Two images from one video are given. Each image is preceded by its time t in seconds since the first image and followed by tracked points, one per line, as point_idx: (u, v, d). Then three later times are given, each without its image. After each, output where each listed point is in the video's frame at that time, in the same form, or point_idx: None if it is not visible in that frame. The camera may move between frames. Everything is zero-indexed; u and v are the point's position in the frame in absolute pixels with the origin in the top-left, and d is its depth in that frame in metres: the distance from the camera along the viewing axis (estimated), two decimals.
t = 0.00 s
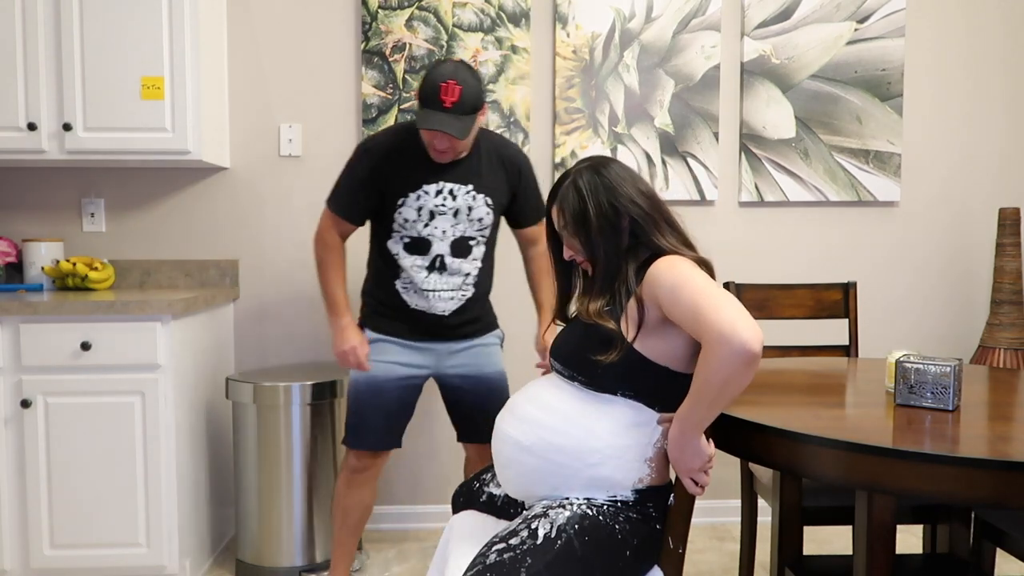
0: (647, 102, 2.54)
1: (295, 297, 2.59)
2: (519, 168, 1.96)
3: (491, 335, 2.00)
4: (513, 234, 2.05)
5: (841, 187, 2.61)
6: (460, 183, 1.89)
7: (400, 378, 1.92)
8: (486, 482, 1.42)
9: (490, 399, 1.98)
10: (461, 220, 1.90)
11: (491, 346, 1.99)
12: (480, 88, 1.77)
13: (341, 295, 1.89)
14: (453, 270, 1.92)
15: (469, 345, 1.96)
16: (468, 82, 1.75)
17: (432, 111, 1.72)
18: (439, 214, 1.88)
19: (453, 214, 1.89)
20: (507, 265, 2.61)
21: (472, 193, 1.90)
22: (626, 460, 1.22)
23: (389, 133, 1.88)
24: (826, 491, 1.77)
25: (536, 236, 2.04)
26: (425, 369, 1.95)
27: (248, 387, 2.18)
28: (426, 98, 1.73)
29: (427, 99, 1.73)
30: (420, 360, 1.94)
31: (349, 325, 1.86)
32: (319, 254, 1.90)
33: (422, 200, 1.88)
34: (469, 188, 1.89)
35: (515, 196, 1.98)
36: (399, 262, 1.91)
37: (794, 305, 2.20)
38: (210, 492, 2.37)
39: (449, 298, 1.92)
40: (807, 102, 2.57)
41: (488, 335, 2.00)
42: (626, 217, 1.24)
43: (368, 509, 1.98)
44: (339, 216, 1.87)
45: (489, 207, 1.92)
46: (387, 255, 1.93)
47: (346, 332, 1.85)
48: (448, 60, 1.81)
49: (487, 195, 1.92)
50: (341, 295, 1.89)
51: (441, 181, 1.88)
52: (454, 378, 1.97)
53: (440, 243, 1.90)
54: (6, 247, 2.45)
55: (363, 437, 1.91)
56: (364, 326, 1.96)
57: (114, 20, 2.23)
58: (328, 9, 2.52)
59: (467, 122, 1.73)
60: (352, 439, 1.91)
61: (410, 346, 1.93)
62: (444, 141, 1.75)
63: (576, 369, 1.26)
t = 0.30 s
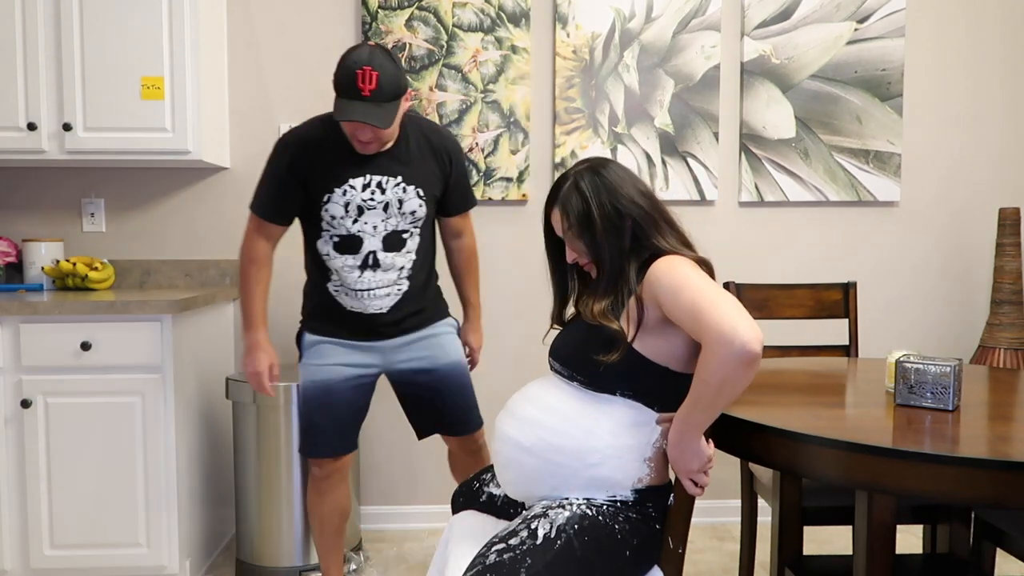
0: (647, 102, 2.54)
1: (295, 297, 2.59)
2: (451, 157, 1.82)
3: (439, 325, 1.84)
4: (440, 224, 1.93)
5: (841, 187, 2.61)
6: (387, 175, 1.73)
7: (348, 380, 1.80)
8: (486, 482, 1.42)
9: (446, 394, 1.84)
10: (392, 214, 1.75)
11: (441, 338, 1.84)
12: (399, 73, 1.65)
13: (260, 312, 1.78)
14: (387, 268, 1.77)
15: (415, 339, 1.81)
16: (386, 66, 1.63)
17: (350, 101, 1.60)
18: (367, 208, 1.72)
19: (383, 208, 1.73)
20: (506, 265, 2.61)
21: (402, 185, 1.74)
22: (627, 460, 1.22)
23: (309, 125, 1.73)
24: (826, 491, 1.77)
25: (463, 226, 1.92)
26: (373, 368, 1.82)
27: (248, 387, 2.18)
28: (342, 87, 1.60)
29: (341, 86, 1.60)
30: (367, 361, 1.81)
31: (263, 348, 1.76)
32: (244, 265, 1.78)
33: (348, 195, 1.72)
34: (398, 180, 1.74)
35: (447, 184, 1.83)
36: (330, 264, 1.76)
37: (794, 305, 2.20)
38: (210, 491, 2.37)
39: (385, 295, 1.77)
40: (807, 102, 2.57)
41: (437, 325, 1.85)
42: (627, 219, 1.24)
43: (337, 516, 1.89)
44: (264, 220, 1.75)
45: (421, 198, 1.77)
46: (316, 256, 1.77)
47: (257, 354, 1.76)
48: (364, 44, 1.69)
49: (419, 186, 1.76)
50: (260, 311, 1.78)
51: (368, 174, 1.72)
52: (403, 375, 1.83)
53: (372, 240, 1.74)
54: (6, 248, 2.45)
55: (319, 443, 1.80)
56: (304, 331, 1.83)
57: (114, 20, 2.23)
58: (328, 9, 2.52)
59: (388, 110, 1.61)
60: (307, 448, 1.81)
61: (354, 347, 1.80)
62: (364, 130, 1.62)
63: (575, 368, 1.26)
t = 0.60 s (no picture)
0: (647, 102, 2.54)
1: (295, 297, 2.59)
2: (434, 152, 1.80)
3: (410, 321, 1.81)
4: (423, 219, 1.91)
5: (841, 187, 2.61)
6: (370, 169, 1.70)
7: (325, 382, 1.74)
8: (486, 482, 1.42)
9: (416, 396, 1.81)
10: (374, 210, 1.70)
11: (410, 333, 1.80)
12: (385, 65, 1.61)
13: (228, 305, 1.72)
14: (367, 263, 1.72)
15: (387, 339, 1.78)
16: (372, 57, 1.59)
17: (334, 92, 1.55)
18: (348, 203, 1.68)
19: (365, 203, 1.69)
20: (506, 265, 2.61)
21: (384, 179, 1.71)
22: (627, 459, 1.22)
23: (292, 116, 1.69)
24: (826, 491, 1.77)
25: (447, 221, 1.90)
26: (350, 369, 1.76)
27: (248, 387, 2.18)
28: (326, 79, 1.56)
29: (326, 78, 1.56)
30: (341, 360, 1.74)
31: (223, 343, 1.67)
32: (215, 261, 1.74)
33: (329, 188, 1.67)
34: (380, 174, 1.70)
35: (429, 179, 1.81)
36: (308, 259, 1.71)
37: (794, 305, 2.20)
38: (210, 492, 2.37)
39: (362, 292, 1.73)
40: (807, 102, 2.57)
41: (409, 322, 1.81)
42: (631, 218, 1.24)
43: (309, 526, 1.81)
44: (243, 214, 1.70)
45: (403, 192, 1.73)
46: (293, 252, 1.73)
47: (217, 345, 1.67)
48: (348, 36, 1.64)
49: (401, 178, 1.73)
50: (230, 304, 1.72)
51: (350, 167, 1.68)
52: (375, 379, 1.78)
53: (352, 235, 1.70)
54: (6, 248, 2.45)
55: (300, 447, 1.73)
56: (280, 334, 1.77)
57: (114, 20, 2.23)
58: (329, 9, 2.52)
59: (374, 102, 1.57)
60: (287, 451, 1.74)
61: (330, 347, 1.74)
62: (350, 120, 1.57)
63: (575, 368, 1.26)
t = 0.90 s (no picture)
0: (647, 102, 2.54)
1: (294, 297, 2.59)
2: (454, 167, 1.71)
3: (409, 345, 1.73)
4: (439, 239, 1.79)
5: (841, 187, 2.61)
6: (376, 164, 1.63)
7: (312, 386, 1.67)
8: (486, 482, 1.42)
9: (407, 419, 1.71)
10: (373, 206, 1.63)
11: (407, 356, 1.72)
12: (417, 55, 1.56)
13: (250, 275, 1.67)
14: (360, 262, 1.65)
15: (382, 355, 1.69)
16: (404, 47, 1.54)
17: (366, 79, 1.50)
18: (348, 193, 1.63)
19: (365, 197, 1.63)
20: (506, 265, 2.61)
21: (389, 177, 1.64)
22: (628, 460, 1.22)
23: (312, 103, 1.67)
24: (826, 491, 1.77)
25: (462, 242, 1.78)
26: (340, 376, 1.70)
27: (249, 387, 2.19)
28: (356, 65, 1.50)
29: (356, 63, 1.50)
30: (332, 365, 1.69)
31: (258, 314, 1.64)
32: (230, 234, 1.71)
33: (331, 176, 1.63)
34: (386, 171, 1.63)
35: (440, 187, 1.71)
36: (307, 249, 1.67)
37: (794, 305, 2.20)
38: (210, 492, 2.37)
39: (350, 295, 1.65)
40: (807, 102, 2.57)
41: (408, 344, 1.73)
42: (633, 218, 1.24)
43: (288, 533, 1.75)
44: (254, 192, 1.68)
45: (407, 195, 1.65)
46: (296, 238, 1.69)
47: (250, 318, 1.63)
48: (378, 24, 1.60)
49: (408, 182, 1.65)
50: (251, 273, 1.68)
51: (358, 159, 1.63)
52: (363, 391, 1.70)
53: (347, 228, 1.64)
54: (6, 248, 2.45)
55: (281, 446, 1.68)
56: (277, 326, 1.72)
57: (114, 21, 2.23)
58: (328, 9, 2.52)
59: (404, 92, 1.52)
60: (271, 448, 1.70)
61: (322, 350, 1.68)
62: (377, 108, 1.52)
63: (575, 367, 1.26)
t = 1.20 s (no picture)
0: (647, 102, 2.54)
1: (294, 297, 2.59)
2: (461, 162, 1.71)
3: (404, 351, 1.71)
4: (443, 238, 1.79)
5: (841, 187, 2.61)
6: (381, 159, 1.63)
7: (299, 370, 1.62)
8: (486, 482, 1.41)
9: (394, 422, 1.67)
10: (378, 201, 1.63)
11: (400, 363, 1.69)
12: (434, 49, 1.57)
13: (236, 275, 1.66)
14: (362, 258, 1.64)
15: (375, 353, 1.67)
16: (422, 39, 1.54)
17: (387, 70, 1.49)
18: (353, 187, 1.62)
19: (370, 191, 1.63)
20: (507, 264, 2.61)
21: (395, 173, 1.64)
22: (627, 459, 1.22)
23: (320, 95, 1.66)
24: (826, 491, 1.77)
25: (468, 240, 1.77)
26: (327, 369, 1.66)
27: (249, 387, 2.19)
28: (377, 55, 1.49)
29: (375, 54, 1.50)
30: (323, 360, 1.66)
31: (234, 312, 1.62)
32: (223, 230, 1.69)
33: (336, 169, 1.63)
34: (392, 166, 1.63)
35: (447, 186, 1.71)
36: (307, 243, 1.66)
37: (794, 305, 2.20)
38: (211, 492, 2.37)
39: (350, 292, 1.64)
40: (807, 102, 2.57)
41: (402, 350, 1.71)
42: (637, 212, 1.25)
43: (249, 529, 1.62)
44: (253, 183, 1.66)
45: (413, 191, 1.65)
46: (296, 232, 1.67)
47: (226, 316, 1.61)
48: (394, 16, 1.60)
49: (413, 177, 1.65)
50: (236, 273, 1.67)
51: (363, 154, 1.63)
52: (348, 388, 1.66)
53: (350, 224, 1.63)
54: (6, 248, 2.45)
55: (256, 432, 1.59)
56: (264, 315, 1.69)
57: (114, 21, 2.23)
58: (328, 9, 2.52)
59: (424, 85, 1.52)
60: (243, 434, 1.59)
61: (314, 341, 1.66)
62: (397, 100, 1.52)
63: (573, 367, 1.26)
